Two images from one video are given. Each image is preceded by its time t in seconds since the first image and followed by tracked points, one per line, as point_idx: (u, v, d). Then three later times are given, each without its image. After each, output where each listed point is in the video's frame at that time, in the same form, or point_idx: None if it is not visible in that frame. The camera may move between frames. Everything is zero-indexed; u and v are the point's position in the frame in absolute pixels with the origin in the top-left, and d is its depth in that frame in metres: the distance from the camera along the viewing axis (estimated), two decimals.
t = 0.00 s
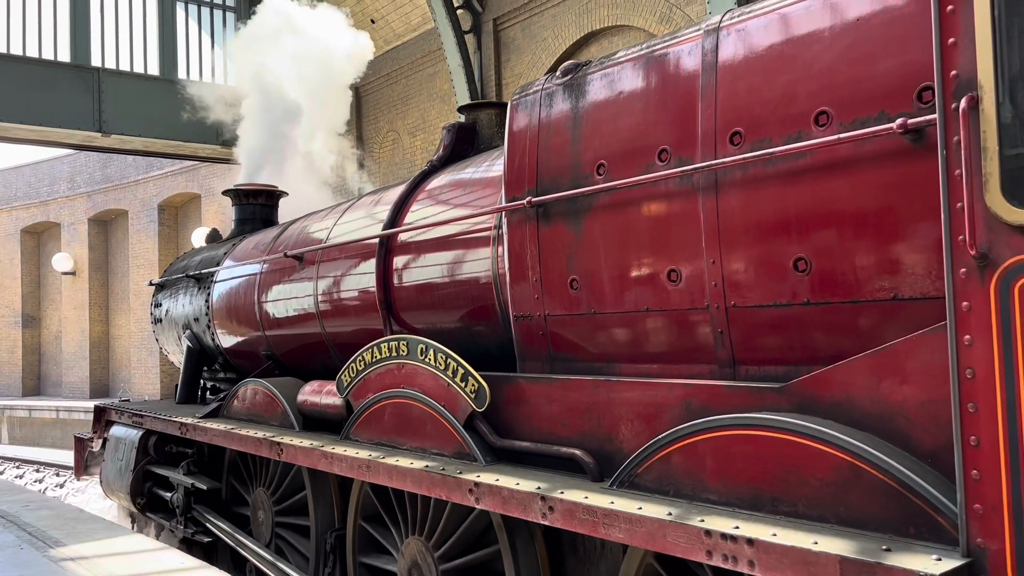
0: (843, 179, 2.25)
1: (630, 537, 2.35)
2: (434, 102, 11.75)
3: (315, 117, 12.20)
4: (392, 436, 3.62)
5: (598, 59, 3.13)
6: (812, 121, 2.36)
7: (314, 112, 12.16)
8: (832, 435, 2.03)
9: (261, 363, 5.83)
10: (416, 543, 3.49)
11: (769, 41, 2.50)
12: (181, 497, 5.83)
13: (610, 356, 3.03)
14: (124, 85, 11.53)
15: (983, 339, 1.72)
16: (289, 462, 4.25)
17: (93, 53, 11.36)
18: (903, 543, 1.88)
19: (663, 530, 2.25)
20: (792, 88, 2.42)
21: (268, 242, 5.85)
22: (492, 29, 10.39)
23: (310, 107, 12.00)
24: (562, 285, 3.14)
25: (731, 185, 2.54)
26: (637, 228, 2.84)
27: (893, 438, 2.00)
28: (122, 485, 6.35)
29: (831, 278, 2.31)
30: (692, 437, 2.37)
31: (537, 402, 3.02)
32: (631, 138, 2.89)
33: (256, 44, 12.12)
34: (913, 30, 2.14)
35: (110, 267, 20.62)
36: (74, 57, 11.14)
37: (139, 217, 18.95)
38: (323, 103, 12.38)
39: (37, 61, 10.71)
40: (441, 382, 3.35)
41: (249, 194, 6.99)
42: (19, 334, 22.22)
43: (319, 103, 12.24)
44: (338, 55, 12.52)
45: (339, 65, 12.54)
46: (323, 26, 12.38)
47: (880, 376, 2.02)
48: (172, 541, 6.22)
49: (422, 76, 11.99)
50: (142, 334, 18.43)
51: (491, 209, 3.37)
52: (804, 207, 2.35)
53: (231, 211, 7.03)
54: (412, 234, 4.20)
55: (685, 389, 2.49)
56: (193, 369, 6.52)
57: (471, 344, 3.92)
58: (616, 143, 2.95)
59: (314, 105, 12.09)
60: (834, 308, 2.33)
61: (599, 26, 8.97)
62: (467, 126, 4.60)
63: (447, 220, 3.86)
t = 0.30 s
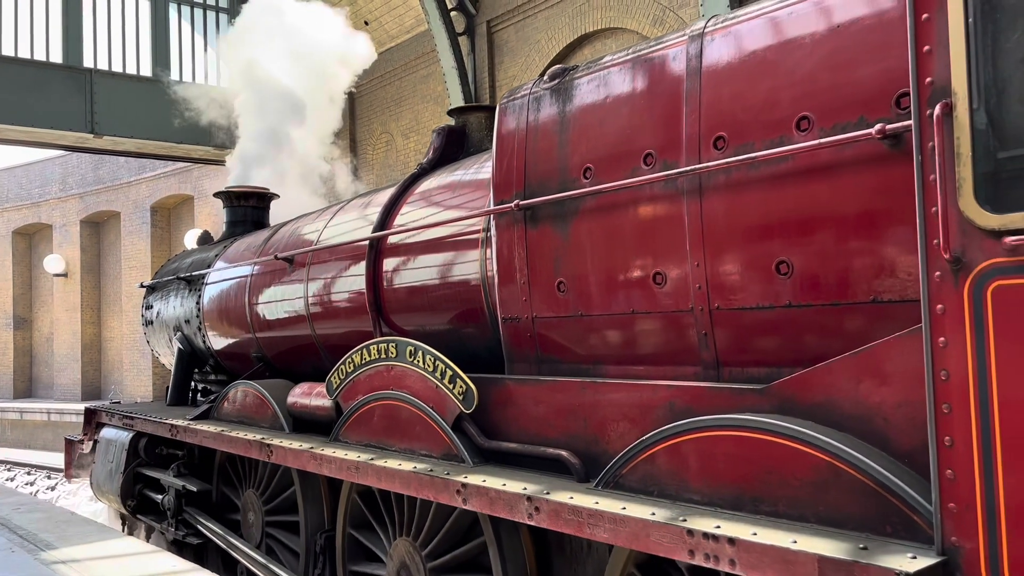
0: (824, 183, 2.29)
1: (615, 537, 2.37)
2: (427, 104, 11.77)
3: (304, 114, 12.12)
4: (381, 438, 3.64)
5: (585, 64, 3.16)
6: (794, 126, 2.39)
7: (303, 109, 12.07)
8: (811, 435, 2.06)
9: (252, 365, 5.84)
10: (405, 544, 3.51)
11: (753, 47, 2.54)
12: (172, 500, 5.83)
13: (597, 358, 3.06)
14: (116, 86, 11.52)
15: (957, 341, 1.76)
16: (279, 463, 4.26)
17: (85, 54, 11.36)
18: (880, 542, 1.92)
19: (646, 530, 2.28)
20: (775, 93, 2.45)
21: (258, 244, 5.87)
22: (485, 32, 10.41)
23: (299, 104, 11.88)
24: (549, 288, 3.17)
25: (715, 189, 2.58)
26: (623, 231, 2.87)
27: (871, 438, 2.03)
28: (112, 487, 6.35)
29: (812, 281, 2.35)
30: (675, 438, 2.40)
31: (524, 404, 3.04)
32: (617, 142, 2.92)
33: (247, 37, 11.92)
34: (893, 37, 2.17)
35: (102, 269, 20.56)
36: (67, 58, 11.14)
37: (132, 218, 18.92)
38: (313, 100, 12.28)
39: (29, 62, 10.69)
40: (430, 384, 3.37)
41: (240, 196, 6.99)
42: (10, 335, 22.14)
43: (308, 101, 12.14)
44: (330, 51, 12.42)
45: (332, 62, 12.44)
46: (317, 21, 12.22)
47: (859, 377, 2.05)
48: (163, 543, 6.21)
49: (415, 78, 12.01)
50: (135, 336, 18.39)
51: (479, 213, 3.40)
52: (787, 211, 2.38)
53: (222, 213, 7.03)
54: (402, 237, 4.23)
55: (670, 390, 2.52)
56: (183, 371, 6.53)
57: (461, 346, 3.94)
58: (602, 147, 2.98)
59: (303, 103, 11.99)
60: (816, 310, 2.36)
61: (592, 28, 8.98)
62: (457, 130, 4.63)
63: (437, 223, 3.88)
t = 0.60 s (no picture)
0: (802, 187, 2.33)
1: (597, 536, 2.41)
2: (421, 106, 11.78)
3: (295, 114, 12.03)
4: (368, 439, 3.66)
5: (570, 69, 3.20)
6: (773, 131, 2.43)
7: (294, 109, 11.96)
8: (788, 435, 2.10)
9: (242, 366, 5.85)
10: (392, 544, 3.53)
11: (733, 53, 2.57)
12: (162, 502, 5.82)
13: (582, 360, 3.09)
14: (108, 87, 11.49)
15: (928, 342, 1.80)
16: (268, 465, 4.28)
17: (76, 54, 11.33)
18: (854, 540, 1.96)
19: (628, 529, 2.32)
20: (754, 99, 2.49)
21: (248, 246, 5.89)
22: (478, 34, 10.43)
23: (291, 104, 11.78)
24: (535, 290, 3.20)
25: (696, 193, 2.61)
26: (608, 234, 2.90)
27: (847, 438, 2.07)
28: (102, 489, 6.34)
29: (791, 284, 2.38)
30: (657, 438, 2.44)
31: (510, 405, 3.07)
32: (601, 146, 2.96)
33: (238, 33, 11.76)
34: (869, 44, 2.21)
35: (93, 271, 20.49)
36: (58, 59, 11.11)
37: (123, 220, 18.87)
38: (305, 101, 12.17)
39: (20, 63, 10.65)
40: (417, 386, 3.40)
41: (230, 199, 7.00)
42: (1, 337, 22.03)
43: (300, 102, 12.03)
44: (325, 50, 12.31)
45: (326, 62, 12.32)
46: (312, 20, 12.07)
47: (835, 378, 2.09)
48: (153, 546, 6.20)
49: (409, 81, 12.03)
50: (126, 338, 18.34)
51: (466, 216, 3.43)
52: (767, 214, 2.42)
53: (212, 215, 7.04)
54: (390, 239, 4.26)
55: (652, 391, 2.55)
56: (173, 374, 6.53)
57: (448, 347, 3.97)
58: (587, 151, 3.01)
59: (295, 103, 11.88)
60: (795, 312, 2.40)
61: (585, 31, 8.99)
62: (445, 133, 4.66)
63: (425, 226, 3.91)
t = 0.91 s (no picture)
0: (780, 192, 2.37)
1: (579, 536, 2.44)
2: (414, 108, 11.63)
3: (290, 115, 12.27)
4: (355, 441, 3.68)
5: (555, 74, 3.23)
6: (752, 137, 2.47)
7: (289, 110, 12.22)
8: (765, 436, 2.14)
9: (231, 369, 5.87)
10: (379, 546, 3.56)
11: (713, 60, 2.61)
12: (152, 505, 5.82)
13: (566, 362, 3.12)
14: (99, 89, 11.48)
15: (900, 345, 1.84)
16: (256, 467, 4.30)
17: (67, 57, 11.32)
18: (828, 539, 2.00)
19: (609, 530, 2.35)
20: (734, 105, 2.53)
21: (237, 250, 5.90)
22: (471, 37, 10.45)
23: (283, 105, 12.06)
24: (521, 293, 3.23)
25: (678, 198, 2.65)
26: (592, 238, 2.94)
27: (823, 439, 2.11)
28: (91, 492, 6.34)
29: (770, 287, 2.42)
30: (638, 440, 2.47)
31: (495, 407, 3.10)
32: (585, 151, 3.00)
33: (230, 36, 12.35)
34: (845, 53, 2.26)
35: (84, 274, 20.42)
36: (49, 61, 11.09)
37: (115, 222, 18.84)
38: (299, 102, 12.33)
39: (11, 65, 10.63)
40: (404, 389, 3.42)
41: (220, 202, 7.01)
42: None
43: (294, 103, 12.25)
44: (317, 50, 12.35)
45: (320, 62, 12.45)
46: (303, 22, 12.08)
47: (811, 380, 2.13)
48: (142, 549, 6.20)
49: (402, 82, 11.85)
50: (117, 341, 18.29)
51: (453, 220, 3.46)
52: (746, 218, 2.46)
53: (202, 218, 7.05)
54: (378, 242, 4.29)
55: (634, 393, 2.59)
56: (163, 376, 6.54)
57: (436, 350, 4.00)
58: (572, 156, 3.05)
59: (288, 104, 12.16)
60: (773, 315, 2.44)
61: (577, 34, 9.02)
62: (433, 137, 4.69)
63: (414, 229, 3.95)
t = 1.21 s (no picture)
0: (760, 198, 2.41)
1: (562, 537, 2.47)
2: (407, 111, 11.60)
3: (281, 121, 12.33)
4: (343, 444, 3.71)
5: (540, 81, 3.27)
6: (732, 144, 2.51)
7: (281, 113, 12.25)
8: (743, 438, 2.18)
9: (222, 373, 5.89)
10: (367, 548, 3.58)
11: (695, 68, 2.66)
12: (143, 508, 5.83)
13: (552, 365, 3.16)
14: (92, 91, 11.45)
15: (872, 349, 1.88)
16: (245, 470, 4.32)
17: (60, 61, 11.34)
18: (804, 538, 2.04)
19: (592, 531, 2.38)
20: (715, 112, 2.58)
21: (228, 254, 5.93)
22: (464, 40, 10.49)
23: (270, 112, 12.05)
24: (507, 297, 3.26)
25: (661, 203, 2.69)
26: (576, 243, 2.98)
27: (800, 441, 2.15)
28: (81, 496, 6.35)
29: (749, 291, 2.46)
30: (621, 442, 2.51)
31: (481, 410, 3.13)
32: (569, 156, 3.04)
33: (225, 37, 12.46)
34: (822, 62, 2.30)
35: (76, 277, 20.37)
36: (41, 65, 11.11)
37: (108, 225, 18.82)
38: (288, 108, 12.33)
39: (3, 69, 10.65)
40: (391, 392, 3.46)
41: (211, 206, 7.04)
42: None
43: (283, 109, 12.27)
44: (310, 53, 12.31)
45: (311, 65, 12.42)
46: (297, 23, 12.11)
47: (789, 383, 2.17)
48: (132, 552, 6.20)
49: (396, 86, 11.82)
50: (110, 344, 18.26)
51: (441, 224, 3.50)
52: (727, 223, 2.50)
53: (193, 222, 7.08)
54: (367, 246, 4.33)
55: (617, 396, 2.63)
56: (154, 380, 6.56)
57: (424, 353, 4.03)
58: (557, 161, 3.09)
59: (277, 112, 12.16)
60: (753, 319, 2.48)
61: (571, 38, 9.05)
62: (422, 142, 4.72)
63: (403, 233, 3.97)
